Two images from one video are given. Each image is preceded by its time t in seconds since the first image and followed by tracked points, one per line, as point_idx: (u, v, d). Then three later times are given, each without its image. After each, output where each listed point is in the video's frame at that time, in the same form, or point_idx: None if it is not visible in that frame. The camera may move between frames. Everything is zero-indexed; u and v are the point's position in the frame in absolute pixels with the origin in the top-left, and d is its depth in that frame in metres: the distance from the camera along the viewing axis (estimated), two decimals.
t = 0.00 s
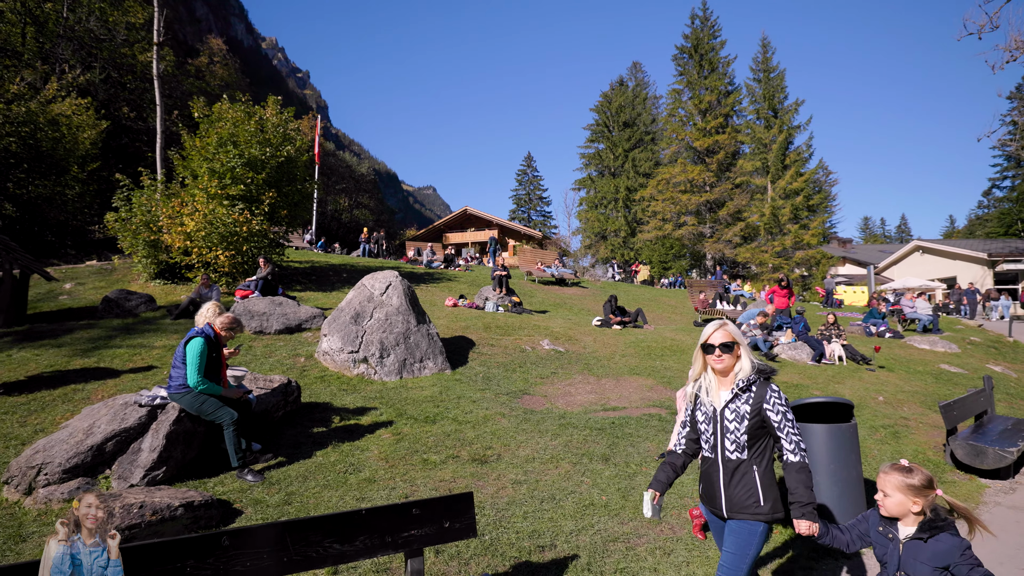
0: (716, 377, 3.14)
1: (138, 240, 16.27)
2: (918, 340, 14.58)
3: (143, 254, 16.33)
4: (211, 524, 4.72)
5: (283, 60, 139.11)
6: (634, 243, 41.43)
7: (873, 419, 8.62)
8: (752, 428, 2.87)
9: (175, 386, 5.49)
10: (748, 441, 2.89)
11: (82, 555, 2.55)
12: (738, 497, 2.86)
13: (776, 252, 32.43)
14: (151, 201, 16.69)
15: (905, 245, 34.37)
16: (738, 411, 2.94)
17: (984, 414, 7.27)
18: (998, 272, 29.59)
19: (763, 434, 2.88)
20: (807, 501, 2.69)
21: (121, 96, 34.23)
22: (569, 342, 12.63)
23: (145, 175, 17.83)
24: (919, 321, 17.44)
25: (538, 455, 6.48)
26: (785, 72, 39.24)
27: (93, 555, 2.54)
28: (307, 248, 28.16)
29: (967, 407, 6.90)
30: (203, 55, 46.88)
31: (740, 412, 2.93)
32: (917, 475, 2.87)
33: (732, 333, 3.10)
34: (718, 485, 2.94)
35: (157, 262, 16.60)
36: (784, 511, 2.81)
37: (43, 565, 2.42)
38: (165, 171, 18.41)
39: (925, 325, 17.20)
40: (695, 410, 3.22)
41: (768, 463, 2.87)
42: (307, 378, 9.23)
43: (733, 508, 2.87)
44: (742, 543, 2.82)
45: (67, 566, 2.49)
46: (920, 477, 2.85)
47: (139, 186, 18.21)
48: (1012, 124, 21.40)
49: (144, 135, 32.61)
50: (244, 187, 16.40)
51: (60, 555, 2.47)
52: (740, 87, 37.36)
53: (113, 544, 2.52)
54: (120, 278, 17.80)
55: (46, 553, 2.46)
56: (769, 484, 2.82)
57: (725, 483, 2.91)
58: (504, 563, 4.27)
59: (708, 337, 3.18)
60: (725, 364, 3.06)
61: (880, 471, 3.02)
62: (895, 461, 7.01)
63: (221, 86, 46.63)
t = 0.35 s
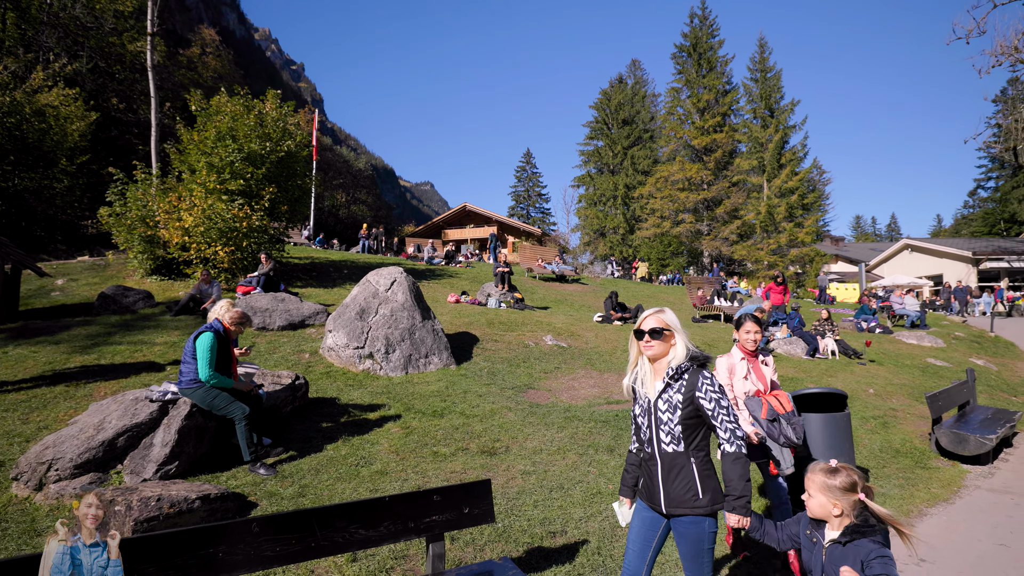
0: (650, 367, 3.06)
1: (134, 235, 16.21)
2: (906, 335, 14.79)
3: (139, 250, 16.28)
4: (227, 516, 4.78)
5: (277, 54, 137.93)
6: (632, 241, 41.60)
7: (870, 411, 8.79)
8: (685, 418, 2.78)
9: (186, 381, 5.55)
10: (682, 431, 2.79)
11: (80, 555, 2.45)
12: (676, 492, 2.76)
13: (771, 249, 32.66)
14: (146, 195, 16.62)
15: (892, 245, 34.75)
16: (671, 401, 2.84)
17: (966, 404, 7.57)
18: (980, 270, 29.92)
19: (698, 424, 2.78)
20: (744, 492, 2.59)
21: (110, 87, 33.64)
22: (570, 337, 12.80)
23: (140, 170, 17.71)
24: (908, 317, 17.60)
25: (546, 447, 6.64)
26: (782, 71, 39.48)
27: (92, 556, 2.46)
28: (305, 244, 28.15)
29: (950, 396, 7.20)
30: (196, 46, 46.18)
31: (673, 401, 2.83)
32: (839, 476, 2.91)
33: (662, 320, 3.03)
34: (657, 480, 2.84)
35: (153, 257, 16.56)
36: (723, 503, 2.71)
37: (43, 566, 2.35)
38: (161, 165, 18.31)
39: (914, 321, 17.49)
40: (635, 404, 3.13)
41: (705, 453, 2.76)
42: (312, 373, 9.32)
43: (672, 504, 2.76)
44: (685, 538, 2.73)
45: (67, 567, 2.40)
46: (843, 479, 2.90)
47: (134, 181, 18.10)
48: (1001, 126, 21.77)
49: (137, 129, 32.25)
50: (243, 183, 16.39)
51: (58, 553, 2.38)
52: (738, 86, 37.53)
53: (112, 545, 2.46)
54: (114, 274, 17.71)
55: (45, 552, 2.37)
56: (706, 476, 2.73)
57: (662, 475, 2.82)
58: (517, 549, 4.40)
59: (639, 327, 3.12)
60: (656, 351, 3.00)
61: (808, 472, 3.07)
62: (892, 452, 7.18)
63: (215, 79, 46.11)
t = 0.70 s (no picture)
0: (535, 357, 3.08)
1: (59, 218, 15.02)
2: (842, 326, 15.95)
3: (64, 235, 15.10)
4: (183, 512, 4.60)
5: (219, 29, 129.95)
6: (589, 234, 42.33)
7: (808, 396, 9.45)
8: (563, 411, 2.80)
9: (131, 373, 5.24)
10: (559, 424, 2.81)
11: (81, 556, 2.41)
12: (549, 486, 2.78)
13: (721, 245, 34.09)
14: (74, 175, 15.42)
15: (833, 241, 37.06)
16: (551, 392, 2.86)
17: (893, 387, 8.28)
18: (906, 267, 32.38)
19: (576, 418, 2.81)
20: (617, 491, 2.66)
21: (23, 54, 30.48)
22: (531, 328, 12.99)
23: (67, 148, 16.36)
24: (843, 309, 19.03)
25: (510, 435, 6.78)
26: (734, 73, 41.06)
27: (92, 556, 2.44)
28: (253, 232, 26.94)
29: (880, 380, 7.85)
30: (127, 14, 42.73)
31: (553, 393, 2.85)
32: (709, 478, 2.72)
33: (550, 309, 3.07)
34: (532, 474, 2.85)
35: (82, 243, 15.41)
36: (595, 499, 2.77)
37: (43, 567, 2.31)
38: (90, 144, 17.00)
39: (848, 314, 18.78)
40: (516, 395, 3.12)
41: (580, 448, 2.81)
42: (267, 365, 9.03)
43: (544, 498, 2.78)
44: (553, 533, 2.75)
45: (67, 567, 2.36)
46: (712, 482, 2.70)
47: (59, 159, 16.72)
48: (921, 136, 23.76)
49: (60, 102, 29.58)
50: (186, 165, 15.49)
51: (58, 552, 2.35)
52: (692, 85, 38.71)
53: (113, 544, 2.45)
54: (36, 261, 16.32)
55: (45, 552, 2.33)
56: (579, 471, 2.78)
57: (538, 469, 2.83)
58: (488, 533, 4.53)
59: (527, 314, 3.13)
60: (541, 339, 3.04)
61: (679, 476, 2.82)
62: (828, 433, 7.77)
63: (151, 53, 42.92)
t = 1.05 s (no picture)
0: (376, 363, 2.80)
1: None
2: (739, 316, 17.64)
3: None
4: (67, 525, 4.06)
5: None
6: (506, 223, 42.77)
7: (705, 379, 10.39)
8: (390, 427, 2.51)
9: None
10: (386, 443, 2.54)
11: (81, 556, 2.41)
12: (375, 512, 2.52)
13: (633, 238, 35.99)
14: None
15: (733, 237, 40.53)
16: (380, 405, 2.58)
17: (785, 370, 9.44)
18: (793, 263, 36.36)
19: (405, 435, 2.52)
20: (448, 525, 2.37)
21: None
22: (450, 318, 12.98)
23: None
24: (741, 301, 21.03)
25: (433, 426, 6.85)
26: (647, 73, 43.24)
27: (91, 556, 2.43)
28: (136, 210, 24.02)
29: (773, 366, 8.99)
30: None
31: (381, 406, 2.56)
32: (533, 503, 2.74)
33: (389, 308, 2.77)
34: (361, 495, 2.60)
35: None
36: (425, 528, 2.49)
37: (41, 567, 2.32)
38: None
39: (746, 304, 20.81)
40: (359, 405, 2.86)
41: (410, 469, 2.52)
42: (161, 358, 8.18)
43: (370, 527, 2.52)
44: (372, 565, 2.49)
45: (66, 566, 2.37)
46: (535, 508, 2.72)
47: None
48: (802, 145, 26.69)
49: None
50: (52, 130, 13.46)
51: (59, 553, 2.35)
52: (608, 82, 40.19)
53: (114, 544, 2.47)
54: None
55: (45, 552, 2.34)
56: (407, 498, 2.48)
57: (366, 493, 2.56)
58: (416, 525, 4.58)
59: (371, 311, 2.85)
60: (378, 342, 2.77)
61: (506, 495, 2.85)
62: (723, 412, 8.63)
63: None
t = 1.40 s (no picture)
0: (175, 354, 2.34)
1: None
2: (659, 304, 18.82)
3: None
4: None
5: None
6: (432, 209, 42.17)
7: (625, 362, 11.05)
8: (181, 435, 2.09)
9: None
10: (183, 455, 2.12)
11: (81, 555, 2.49)
12: (174, 540, 2.11)
13: (558, 227, 36.88)
14: None
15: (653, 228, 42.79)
16: (172, 408, 2.15)
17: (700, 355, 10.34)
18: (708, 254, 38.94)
19: (201, 444, 2.10)
20: (242, 552, 2.00)
21: None
22: (377, 305, 12.71)
23: None
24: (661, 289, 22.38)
25: (364, 414, 6.77)
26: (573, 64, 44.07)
27: (90, 555, 2.53)
28: (5, 181, 20.99)
29: (691, 351, 9.82)
30: None
31: (173, 411, 2.13)
32: (304, 551, 2.06)
33: (186, 285, 2.31)
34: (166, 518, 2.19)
35: None
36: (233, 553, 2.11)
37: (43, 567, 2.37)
38: None
39: (665, 292, 22.17)
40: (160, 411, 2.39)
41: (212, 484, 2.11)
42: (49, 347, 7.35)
43: (170, 558, 2.12)
44: None
45: (66, 567, 2.42)
46: (303, 559, 2.05)
47: None
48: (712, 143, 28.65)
49: None
50: None
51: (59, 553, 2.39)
52: (536, 71, 40.52)
53: (113, 543, 2.59)
54: None
55: (46, 552, 2.38)
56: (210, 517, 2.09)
57: (165, 518, 2.14)
58: (351, 513, 4.59)
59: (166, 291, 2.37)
60: (169, 326, 2.29)
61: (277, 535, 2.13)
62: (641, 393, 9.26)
63: None
